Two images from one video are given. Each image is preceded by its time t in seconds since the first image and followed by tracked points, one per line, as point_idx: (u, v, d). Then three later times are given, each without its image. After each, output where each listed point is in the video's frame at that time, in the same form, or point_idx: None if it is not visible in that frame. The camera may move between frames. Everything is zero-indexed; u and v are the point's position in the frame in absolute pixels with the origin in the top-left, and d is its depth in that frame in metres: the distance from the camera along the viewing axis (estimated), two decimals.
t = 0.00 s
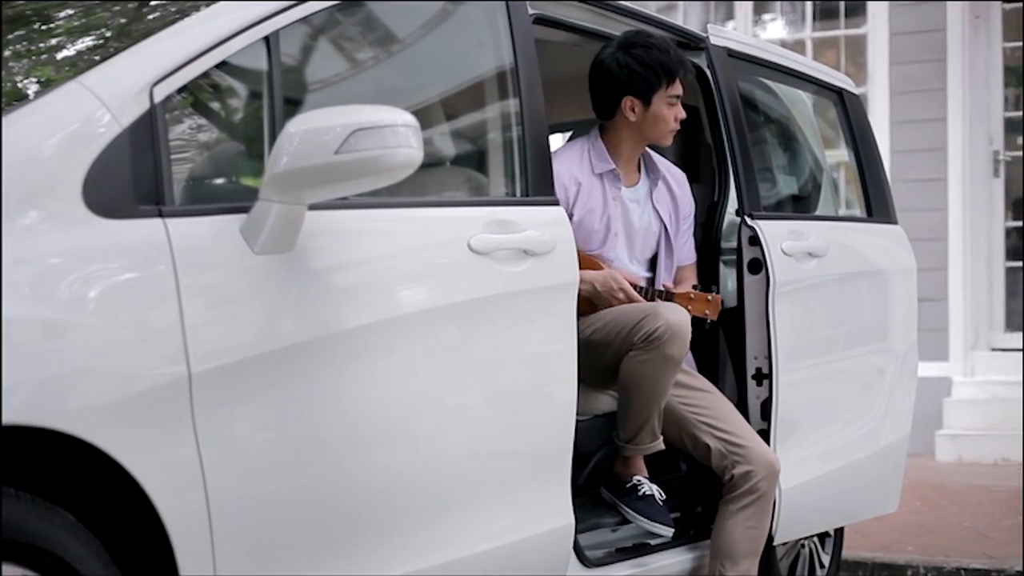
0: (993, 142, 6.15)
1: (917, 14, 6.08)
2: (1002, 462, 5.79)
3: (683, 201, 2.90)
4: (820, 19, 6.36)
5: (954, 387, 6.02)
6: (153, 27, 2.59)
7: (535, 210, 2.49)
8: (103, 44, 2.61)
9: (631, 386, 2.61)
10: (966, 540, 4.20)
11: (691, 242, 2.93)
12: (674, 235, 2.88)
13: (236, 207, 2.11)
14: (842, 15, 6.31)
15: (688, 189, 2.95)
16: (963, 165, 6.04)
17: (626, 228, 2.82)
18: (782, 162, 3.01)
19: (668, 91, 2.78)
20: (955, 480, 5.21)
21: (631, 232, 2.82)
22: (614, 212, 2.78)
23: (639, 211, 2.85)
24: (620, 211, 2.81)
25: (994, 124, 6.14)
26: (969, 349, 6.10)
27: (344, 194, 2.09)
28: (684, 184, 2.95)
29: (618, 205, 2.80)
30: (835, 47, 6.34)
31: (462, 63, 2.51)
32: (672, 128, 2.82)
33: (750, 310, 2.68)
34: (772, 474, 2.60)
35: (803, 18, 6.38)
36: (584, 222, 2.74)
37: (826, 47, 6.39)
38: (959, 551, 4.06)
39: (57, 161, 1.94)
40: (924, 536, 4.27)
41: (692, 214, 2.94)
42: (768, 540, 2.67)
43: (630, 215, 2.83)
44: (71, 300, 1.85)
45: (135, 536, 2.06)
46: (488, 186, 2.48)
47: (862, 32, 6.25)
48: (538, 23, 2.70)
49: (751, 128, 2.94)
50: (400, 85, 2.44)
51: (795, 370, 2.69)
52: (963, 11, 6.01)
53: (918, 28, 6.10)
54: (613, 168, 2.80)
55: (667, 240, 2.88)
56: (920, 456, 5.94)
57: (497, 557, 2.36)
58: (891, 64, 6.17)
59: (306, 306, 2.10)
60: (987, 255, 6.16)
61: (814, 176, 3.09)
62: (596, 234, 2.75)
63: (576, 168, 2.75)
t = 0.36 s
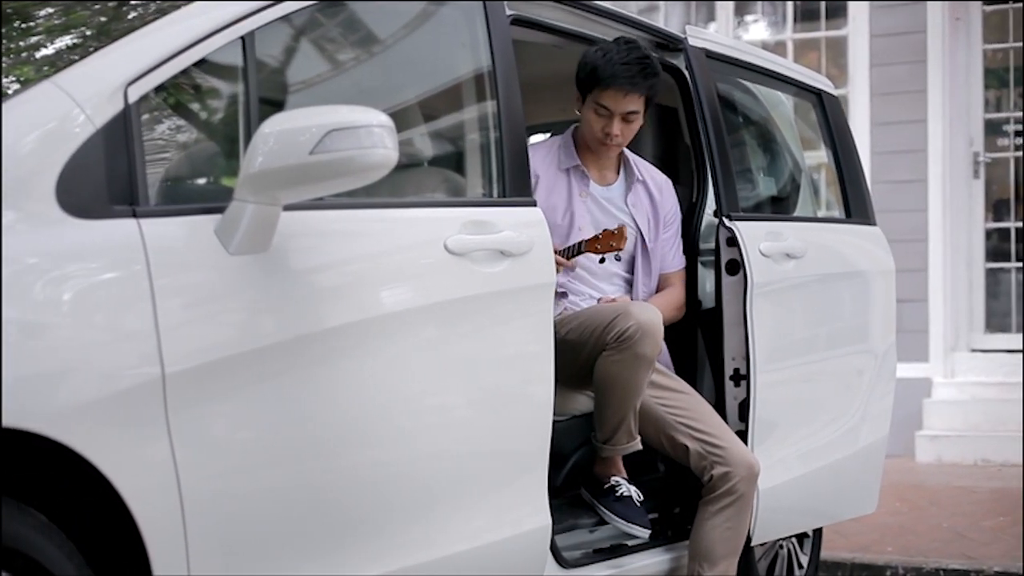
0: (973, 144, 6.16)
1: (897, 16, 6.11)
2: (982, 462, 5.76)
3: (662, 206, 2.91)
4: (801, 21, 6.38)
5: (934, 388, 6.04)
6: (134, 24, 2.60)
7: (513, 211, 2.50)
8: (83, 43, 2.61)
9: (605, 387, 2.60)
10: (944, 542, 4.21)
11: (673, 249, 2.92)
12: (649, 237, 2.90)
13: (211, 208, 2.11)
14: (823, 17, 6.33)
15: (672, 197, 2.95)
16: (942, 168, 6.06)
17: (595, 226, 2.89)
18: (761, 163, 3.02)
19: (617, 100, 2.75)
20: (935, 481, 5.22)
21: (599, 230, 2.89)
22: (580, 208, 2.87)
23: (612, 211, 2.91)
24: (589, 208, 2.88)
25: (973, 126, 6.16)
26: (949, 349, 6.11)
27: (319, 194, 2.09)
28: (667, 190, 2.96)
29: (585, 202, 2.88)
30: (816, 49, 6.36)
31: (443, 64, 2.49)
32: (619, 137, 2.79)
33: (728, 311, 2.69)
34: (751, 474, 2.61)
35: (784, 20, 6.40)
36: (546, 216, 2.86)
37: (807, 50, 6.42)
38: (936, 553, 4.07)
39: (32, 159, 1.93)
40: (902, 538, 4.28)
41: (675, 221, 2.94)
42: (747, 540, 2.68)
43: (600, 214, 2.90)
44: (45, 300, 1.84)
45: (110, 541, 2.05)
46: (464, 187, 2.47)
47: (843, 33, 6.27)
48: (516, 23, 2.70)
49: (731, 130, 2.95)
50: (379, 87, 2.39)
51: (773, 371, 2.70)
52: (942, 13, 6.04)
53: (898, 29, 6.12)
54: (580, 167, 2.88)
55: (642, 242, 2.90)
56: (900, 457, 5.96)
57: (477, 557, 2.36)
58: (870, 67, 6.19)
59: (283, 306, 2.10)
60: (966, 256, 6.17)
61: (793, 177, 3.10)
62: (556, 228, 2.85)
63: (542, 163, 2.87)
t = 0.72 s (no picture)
0: (953, 146, 6.19)
1: (878, 18, 6.12)
2: (962, 463, 5.77)
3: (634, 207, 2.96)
4: (783, 23, 6.40)
5: (914, 390, 6.04)
6: (115, 23, 2.62)
7: (491, 212, 2.50)
8: (63, 41, 2.65)
9: (580, 387, 2.60)
10: (924, 543, 4.22)
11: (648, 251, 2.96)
12: (618, 238, 2.94)
13: (186, 208, 2.11)
14: (804, 19, 6.35)
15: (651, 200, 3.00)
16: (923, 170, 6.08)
17: (562, 226, 2.95)
18: (740, 165, 3.03)
19: (555, 112, 2.85)
20: (914, 481, 5.24)
21: (565, 230, 2.94)
22: (545, 209, 2.94)
23: (580, 212, 2.96)
24: (556, 209, 2.95)
25: (954, 129, 6.19)
26: (929, 350, 6.13)
27: (295, 195, 2.08)
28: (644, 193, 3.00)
29: (552, 203, 2.95)
30: (798, 50, 6.37)
31: (423, 65, 2.47)
32: (557, 147, 2.89)
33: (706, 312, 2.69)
34: (732, 476, 2.61)
35: (766, 22, 6.42)
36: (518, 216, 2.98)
37: (790, 52, 6.42)
38: (917, 553, 4.08)
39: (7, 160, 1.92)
40: (884, 539, 4.28)
41: (650, 223, 2.98)
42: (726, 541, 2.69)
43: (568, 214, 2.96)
44: (20, 301, 1.84)
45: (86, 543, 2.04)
46: (440, 188, 2.47)
47: (825, 35, 6.29)
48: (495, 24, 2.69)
49: (710, 132, 2.96)
50: (360, 87, 2.37)
51: (753, 372, 2.71)
52: (924, 15, 6.05)
53: (877, 32, 6.15)
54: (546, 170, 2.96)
55: (612, 242, 2.95)
56: (880, 459, 5.97)
57: (455, 557, 2.36)
58: (853, 68, 6.21)
59: (260, 307, 2.09)
60: (947, 259, 6.18)
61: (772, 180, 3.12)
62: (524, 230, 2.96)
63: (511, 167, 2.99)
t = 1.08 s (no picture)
0: (933, 147, 6.19)
1: (861, 20, 6.14)
2: (943, 463, 5.78)
3: (596, 205, 2.97)
4: (763, 25, 6.43)
5: (894, 391, 6.05)
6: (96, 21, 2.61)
7: (469, 213, 2.50)
8: (42, 41, 2.63)
9: (556, 386, 2.60)
10: (902, 543, 4.23)
11: (613, 246, 2.98)
12: (582, 237, 2.96)
13: (160, 208, 2.10)
14: (785, 21, 6.38)
15: (613, 193, 3.01)
16: (903, 169, 6.09)
17: (522, 230, 2.96)
18: (719, 167, 3.04)
19: (501, 124, 2.85)
20: (895, 481, 5.27)
21: (526, 234, 2.95)
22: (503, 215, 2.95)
23: (540, 214, 2.96)
24: (515, 214, 2.95)
25: (935, 130, 6.19)
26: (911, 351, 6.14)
27: (270, 195, 2.08)
28: (606, 187, 3.02)
29: (510, 207, 2.95)
30: (780, 51, 6.40)
31: (402, 65, 2.47)
32: (508, 157, 2.89)
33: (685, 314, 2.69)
34: (709, 477, 2.62)
35: (748, 24, 6.45)
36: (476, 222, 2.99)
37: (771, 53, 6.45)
38: (896, 553, 4.09)
39: None
40: (864, 539, 4.29)
41: (615, 217, 3.00)
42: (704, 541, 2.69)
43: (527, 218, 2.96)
44: None
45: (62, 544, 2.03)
46: (418, 189, 2.47)
47: (806, 36, 6.32)
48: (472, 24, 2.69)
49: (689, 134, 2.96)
50: (340, 87, 2.37)
51: (732, 373, 2.71)
52: (905, 16, 6.07)
53: (858, 33, 6.16)
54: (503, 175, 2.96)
55: (575, 242, 2.97)
56: (859, 460, 5.99)
57: (436, 557, 2.36)
58: (834, 69, 6.22)
59: (236, 308, 2.09)
60: (926, 260, 6.18)
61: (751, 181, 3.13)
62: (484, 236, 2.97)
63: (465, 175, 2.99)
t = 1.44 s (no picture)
0: (917, 149, 6.21)
1: (845, 22, 6.16)
2: (927, 464, 5.79)
3: (568, 201, 3.00)
4: (748, 27, 6.45)
5: (878, 392, 6.07)
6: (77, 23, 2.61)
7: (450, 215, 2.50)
8: (24, 41, 2.62)
9: (535, 387, 2.61)
10: (882, 544, 4.24)
11: (588, 241, 3.01)
12: (555, 234, 2.99)
13: (139, 209, 2.10)
14: (768, 23, 6.40)
15: (583, 188, 3.04)
16: (887, 170, 6.10)
17: (495, 231, 2.99)
18: (700, 168, 3.05)
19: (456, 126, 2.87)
20: (878, 482, 5.29)
21: (499, 234, 2.99)
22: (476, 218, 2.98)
23: (513, 214, 2.99)
24: (488, 215, 2.99)
25: (919, 132, 6.21)
26: (894, 353, 6.15)
27: (249, 196, 2.08)
28: (575, 182, 3.05)
29: (482, 210, 2.98)
30: (765, 53, 6.41)
31: (382, 66, 2.47)
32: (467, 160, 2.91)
33: (666, 315, 2.70)
34: (690, 478, 2.62)
35: (733, 25, 6.48)
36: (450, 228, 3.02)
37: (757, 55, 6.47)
38: (877, 554, 4.10)
39: None
40: (846, 539, 4.30)
41: (587, 212, 3.02)
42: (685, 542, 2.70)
43: (500, 218, 3.00)
44: None
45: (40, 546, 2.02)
46: (398, 190, 2.46)
47: (789, 38, 6.34)
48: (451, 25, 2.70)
49: (670, 135, 2.97)
50: (321, 88, 2.37)
51: (714, 374, 2.72)
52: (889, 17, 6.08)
53: (842, 35, 6.18)
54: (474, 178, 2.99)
55: (550, 239, 2.99)
56: (842, 460, 6.00)
57: (418, 558, 2.36)
58: (818, 71, 6.24)
59: (215, 308, 2.09)
60: (910, 260, 6.20)
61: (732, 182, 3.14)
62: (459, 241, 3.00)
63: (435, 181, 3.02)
